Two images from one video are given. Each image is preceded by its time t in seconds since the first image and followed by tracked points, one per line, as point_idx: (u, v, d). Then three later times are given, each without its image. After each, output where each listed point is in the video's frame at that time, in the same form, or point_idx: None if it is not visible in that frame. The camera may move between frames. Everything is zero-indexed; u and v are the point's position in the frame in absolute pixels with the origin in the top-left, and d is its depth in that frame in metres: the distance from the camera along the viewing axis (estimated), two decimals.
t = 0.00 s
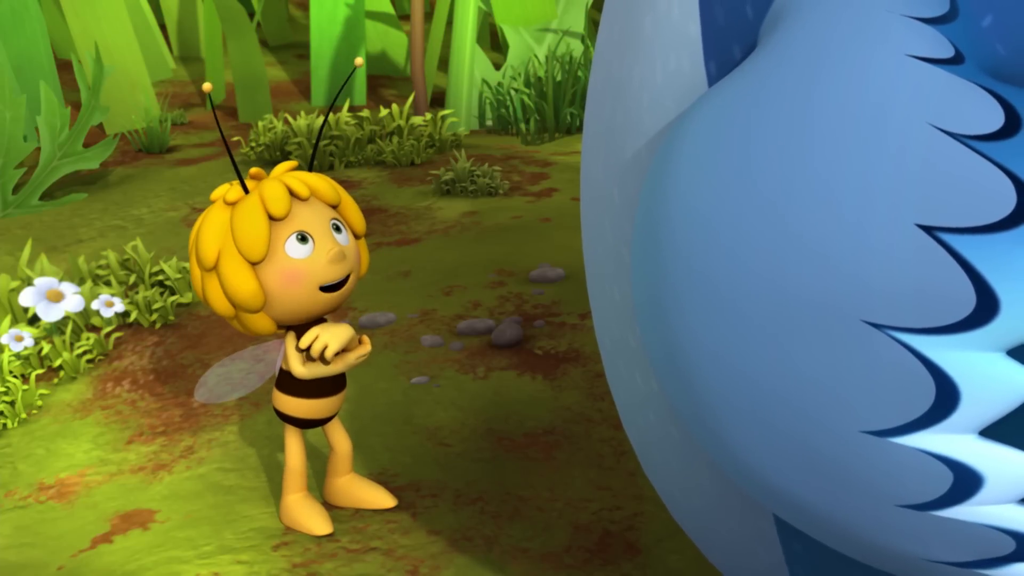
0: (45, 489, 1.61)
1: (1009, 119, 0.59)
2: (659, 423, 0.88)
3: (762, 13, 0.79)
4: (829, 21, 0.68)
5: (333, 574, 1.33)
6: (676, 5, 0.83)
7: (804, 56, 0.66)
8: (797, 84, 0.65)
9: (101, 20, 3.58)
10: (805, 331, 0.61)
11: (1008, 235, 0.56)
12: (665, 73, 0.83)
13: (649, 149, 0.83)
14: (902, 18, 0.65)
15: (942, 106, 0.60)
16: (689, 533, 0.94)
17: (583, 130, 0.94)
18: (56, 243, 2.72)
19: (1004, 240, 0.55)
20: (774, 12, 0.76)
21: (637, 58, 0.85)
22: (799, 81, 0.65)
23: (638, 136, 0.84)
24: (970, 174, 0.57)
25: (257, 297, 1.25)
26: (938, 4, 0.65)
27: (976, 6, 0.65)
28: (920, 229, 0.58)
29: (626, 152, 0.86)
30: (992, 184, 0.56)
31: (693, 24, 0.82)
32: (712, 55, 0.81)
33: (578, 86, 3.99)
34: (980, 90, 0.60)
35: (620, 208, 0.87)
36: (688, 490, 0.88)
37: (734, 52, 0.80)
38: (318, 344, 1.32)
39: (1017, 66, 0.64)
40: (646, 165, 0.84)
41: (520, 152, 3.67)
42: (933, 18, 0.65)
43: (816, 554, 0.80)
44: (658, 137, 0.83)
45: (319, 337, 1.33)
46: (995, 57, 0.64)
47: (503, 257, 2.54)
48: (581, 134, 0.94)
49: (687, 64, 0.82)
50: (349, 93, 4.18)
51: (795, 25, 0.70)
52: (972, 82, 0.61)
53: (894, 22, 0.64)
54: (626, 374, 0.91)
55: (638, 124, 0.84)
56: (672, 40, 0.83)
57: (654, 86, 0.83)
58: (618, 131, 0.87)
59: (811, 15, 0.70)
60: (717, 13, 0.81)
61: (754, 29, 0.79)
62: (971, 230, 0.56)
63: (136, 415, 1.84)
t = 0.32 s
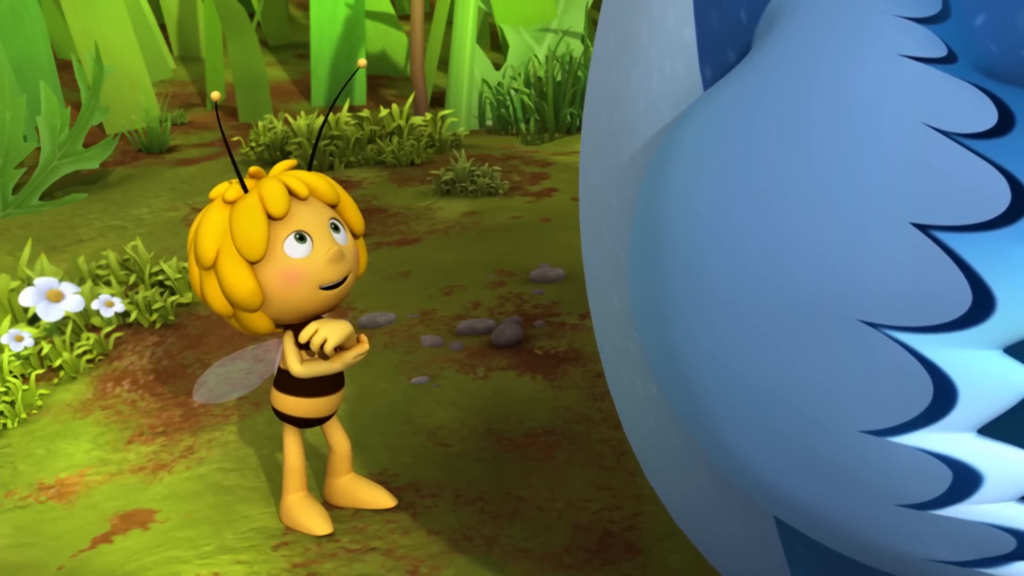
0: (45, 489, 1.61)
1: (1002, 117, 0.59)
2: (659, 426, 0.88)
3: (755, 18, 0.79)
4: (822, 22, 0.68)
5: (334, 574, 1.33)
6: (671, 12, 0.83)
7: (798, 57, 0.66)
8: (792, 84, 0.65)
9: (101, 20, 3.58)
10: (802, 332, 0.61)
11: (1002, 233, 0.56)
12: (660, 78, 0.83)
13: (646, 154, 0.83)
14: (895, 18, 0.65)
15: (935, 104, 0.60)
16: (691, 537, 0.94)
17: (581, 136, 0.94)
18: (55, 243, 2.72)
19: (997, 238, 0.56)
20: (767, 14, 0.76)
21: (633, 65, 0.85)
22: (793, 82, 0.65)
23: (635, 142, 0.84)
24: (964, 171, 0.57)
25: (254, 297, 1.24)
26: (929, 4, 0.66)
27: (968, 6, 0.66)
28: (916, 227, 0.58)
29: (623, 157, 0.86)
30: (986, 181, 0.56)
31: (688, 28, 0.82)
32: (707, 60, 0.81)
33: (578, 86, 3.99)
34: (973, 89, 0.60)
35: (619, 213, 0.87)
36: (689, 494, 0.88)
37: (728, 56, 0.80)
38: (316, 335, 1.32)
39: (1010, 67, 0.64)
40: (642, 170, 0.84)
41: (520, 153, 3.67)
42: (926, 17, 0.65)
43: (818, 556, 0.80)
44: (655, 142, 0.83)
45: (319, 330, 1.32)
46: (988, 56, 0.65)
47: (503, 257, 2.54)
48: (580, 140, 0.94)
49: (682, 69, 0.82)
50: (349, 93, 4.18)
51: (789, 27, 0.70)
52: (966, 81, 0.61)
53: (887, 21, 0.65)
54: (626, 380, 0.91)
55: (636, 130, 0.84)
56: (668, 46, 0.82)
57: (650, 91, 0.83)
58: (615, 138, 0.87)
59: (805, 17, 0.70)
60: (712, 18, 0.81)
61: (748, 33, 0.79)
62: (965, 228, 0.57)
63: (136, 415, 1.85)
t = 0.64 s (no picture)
0: (45, 489, 1.61)
1: (997, 111, 0.59)
2: (661, 428, 0.88)
3: (750, 19, 0.79)
4: (819, 20, 0.68)
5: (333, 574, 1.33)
6: (668, 16, 0.83)
7: (796, 54, 0.66)
8: (790, 82, 0.65)
9: (101, 20, 3.58)
10: (801, 328, 0.61)
11: (998, 226, 0.56)
12: (658, 82, 0.83)
13: (644, 157, 0.83)
14: (890, 15, 0.65)
15: (930, 100, 0.60)
16: (694, 539, 0.94)
17: (580, 141, 0.94)
18: (56, 243, 2.72)
19: (994, 232, 0.56)
20: (763, 14, 0.76)
21: (631, 68, 0.85)
22: (791, 79, 0.65)
23: (633, 145, 0.84)
24: (962, 164, 0.57)
25: (260, 303, 1.25)
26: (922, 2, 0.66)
27: (961, 3, 0.66)
28: (913, 222, 0.58)
29: (622, 161, 0.86)
30: (984, 174, 0.56)
31: (685, 31, 0.82)
32: (704, 62, 0.81)
33: (578, 86, 3.99)
34: (970, 85, 0.60)
35: (618, 217, 0.87)
36: (690, 494, 0.88)
37: (724, 58, 0.80)
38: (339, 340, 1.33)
39: (1004, 62, 0.64)
40: (641, 172, 0.84)
41: (520, 153, 3.67)
42: (920, 13, 0.65)
43: (820, 556, 0.80)
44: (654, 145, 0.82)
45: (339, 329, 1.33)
46: (982, 52, 0.65)
47: (503, 257, 2.54)
48: (579, 145, 0.94)
49: (680, 71, 0.82)
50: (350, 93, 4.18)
51: (785, 26, 0.70)
52: (962, 77, 0.61)
53: (882, 18, 0.65)
54: (627, 382, 0.91)
55: (635, 133, 0.84)
56: (665, 49, 0.82)
57: (648, 95, 0.83)
58: (615, 141, 0.87)
59: (801, 16, 0.70)
60: (708, 20, 0.81)
61: (744, 34, 0.79)
62: (962, 221, 0.57)
63: (137, 415, 1.84)
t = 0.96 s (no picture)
0: (45, 489, 1.61)
1: (1000, 101, 0.59)
2: (664, 426, 0.88)
3: (751, 17, 0.81)
4: (817, 16, 0.68)
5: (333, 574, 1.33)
6: (670, 17, 0.83)
7: (799, 48, 0.67)
8: (793, 76, 0.65)
9: (101, 20, 3.58)
10: (807, 322, 0.61)
11: (1000, 217, 0.56)
12: (661, 81, 0.83)
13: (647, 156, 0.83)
14: (891, 7, 0.65)
15: (933, 91, 0.60)
16: (696, 537, 0.94)
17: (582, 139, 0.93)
18: (56, 243, 2.72)
19: (994, 223, 0.56)
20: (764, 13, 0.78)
21: (632, 68, 0.85)
22: (793, 74, 0.65)
23: (634, 145, 0.84)
24: (964, 152, 0.57)
25: (251, 301, 1.25)
26: None
27: None
28: (917, 213, 0.58)
29: (625, 159, 0.85)
30: (987, 163, 0.57)
31: (687, 32, 0.82)
32: (706, 61, 0.82)
33: (578, 86, 3.99)
34: (972, 75, 0.60)
35: (621, 215, 0.86)
36: (694, 492, 0.88)
37: (727, 55, 0.81)
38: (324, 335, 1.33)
39: (1005, 53, 0.65)
40: (644, 171, 0.84)
41: (520, 152, 3.67)
42: (921, 4, 0.65)
43: (822, 555, 0.81)
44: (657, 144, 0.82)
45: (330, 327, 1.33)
46: (985, 42, 0.65)
47: (503, 257, 2.54)
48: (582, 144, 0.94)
49: (682, 71, 0.82)
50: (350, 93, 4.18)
51: (786, 22, 0.70)
52: (965, 68, 0.61)
53: (882, 10, 0.65)
54: (628, 379, 0.90)
55: (637, 133, 0.84)
56: (667, 49, 0.82)
57: (651, 95, 0.83)
58: (617, 140, 0.86)
59: (801, 11, 0.70)
60: (710, 20, 0.81)
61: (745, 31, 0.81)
62: (967, 211, 0.57)
63: (136, 415, 1.84)
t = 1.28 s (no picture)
0: (45, 489, 1.61)
1: None
2: (683, 406, 0.87)
3: None
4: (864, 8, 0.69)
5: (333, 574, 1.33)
6: None
7: (844, 39, 0.68)
8: (838, 68, 0.66)
9: (101, 20, 3.58)
10: (850, 314, 0.62)
11: None
12: (699, 59, 0.82)
13: (682, 138, 0.83)
14: None
15: (984, 82, 0.61)
16: (706, 517, 0.94)
17: (613, 118, 0.94)
18: (55, 243, 2.72)
19: None
20: None
21: (669, 49, 0.85)
22: (838, 66, 0.66)
23: (667, 125, 0.84)
24: (1014, 145, 0.58)
25: (283, 307, 1.25)
26: None
27: None
28: (968, 205, 0.59)
29: (657, 141, 0.85)
30: None
31: (729, 12, 0.82)
32: (749, 40, 0.81)
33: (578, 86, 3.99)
34: None
35: (652, 193, 0.86)
36: (709, 474, 0.88)
37: (771, 36, 0.81)
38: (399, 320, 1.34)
39: None
40: (680, 154, 0.83)
41: (519, 152, 3.67)
42: None
43: (840, 537, 0.80)
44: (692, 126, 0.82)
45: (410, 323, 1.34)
46: None
47: (502, 257, 2.54)
48: (612, 124, 0.94)
49: (722, 52, 0.82)
50: (350, 93, 4.18)
51: (830, 10, 0.72)
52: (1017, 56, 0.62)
53: None
54: (650, 358, 0.90)
55: (671, 113, 0.84)
56: (707, 30, 0.82)
57: (687, 72, 0.83)
58: (649, 121, 0.86)
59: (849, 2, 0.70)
60: None
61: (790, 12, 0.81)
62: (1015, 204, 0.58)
63: (136, 415, 1.84)
